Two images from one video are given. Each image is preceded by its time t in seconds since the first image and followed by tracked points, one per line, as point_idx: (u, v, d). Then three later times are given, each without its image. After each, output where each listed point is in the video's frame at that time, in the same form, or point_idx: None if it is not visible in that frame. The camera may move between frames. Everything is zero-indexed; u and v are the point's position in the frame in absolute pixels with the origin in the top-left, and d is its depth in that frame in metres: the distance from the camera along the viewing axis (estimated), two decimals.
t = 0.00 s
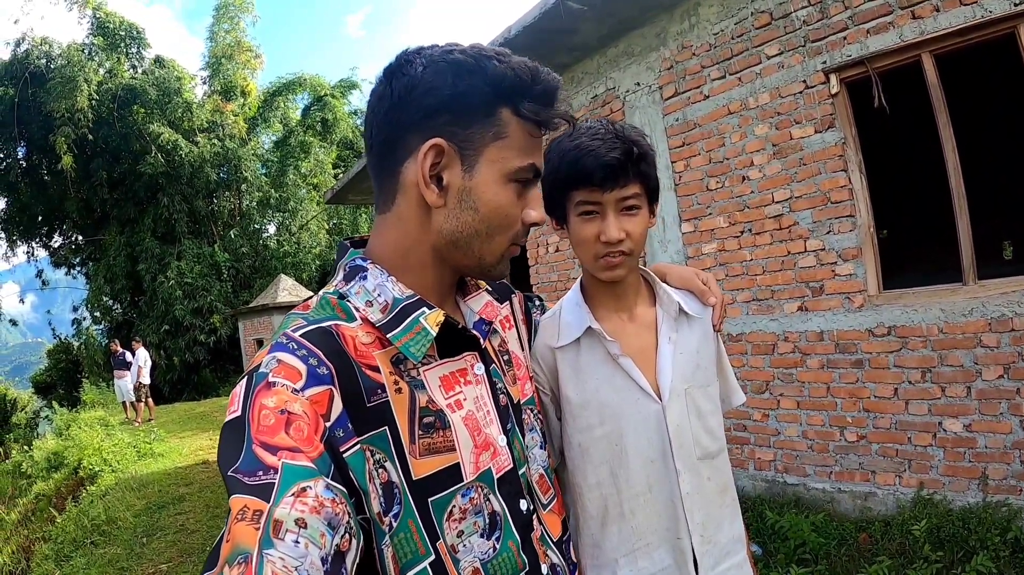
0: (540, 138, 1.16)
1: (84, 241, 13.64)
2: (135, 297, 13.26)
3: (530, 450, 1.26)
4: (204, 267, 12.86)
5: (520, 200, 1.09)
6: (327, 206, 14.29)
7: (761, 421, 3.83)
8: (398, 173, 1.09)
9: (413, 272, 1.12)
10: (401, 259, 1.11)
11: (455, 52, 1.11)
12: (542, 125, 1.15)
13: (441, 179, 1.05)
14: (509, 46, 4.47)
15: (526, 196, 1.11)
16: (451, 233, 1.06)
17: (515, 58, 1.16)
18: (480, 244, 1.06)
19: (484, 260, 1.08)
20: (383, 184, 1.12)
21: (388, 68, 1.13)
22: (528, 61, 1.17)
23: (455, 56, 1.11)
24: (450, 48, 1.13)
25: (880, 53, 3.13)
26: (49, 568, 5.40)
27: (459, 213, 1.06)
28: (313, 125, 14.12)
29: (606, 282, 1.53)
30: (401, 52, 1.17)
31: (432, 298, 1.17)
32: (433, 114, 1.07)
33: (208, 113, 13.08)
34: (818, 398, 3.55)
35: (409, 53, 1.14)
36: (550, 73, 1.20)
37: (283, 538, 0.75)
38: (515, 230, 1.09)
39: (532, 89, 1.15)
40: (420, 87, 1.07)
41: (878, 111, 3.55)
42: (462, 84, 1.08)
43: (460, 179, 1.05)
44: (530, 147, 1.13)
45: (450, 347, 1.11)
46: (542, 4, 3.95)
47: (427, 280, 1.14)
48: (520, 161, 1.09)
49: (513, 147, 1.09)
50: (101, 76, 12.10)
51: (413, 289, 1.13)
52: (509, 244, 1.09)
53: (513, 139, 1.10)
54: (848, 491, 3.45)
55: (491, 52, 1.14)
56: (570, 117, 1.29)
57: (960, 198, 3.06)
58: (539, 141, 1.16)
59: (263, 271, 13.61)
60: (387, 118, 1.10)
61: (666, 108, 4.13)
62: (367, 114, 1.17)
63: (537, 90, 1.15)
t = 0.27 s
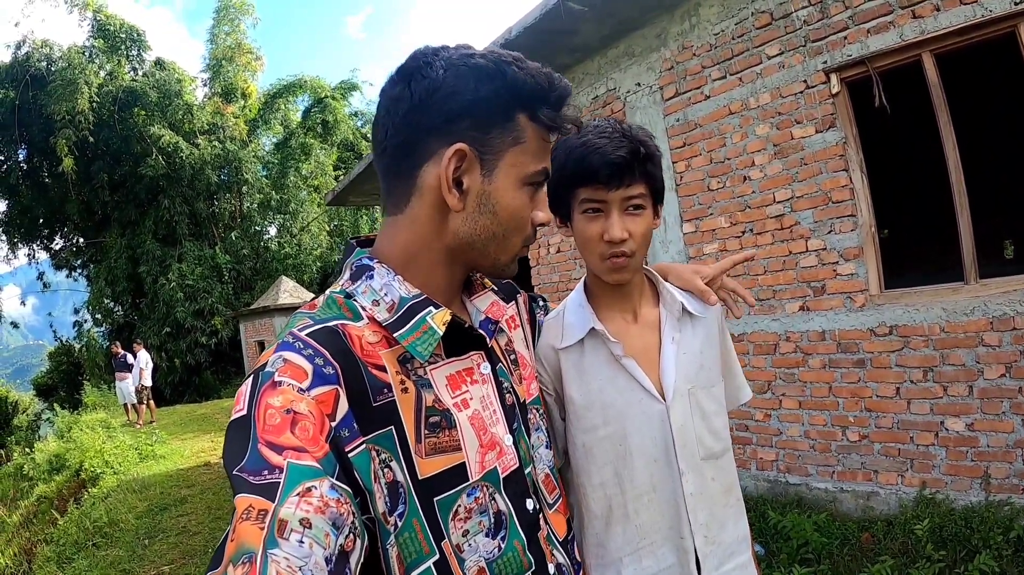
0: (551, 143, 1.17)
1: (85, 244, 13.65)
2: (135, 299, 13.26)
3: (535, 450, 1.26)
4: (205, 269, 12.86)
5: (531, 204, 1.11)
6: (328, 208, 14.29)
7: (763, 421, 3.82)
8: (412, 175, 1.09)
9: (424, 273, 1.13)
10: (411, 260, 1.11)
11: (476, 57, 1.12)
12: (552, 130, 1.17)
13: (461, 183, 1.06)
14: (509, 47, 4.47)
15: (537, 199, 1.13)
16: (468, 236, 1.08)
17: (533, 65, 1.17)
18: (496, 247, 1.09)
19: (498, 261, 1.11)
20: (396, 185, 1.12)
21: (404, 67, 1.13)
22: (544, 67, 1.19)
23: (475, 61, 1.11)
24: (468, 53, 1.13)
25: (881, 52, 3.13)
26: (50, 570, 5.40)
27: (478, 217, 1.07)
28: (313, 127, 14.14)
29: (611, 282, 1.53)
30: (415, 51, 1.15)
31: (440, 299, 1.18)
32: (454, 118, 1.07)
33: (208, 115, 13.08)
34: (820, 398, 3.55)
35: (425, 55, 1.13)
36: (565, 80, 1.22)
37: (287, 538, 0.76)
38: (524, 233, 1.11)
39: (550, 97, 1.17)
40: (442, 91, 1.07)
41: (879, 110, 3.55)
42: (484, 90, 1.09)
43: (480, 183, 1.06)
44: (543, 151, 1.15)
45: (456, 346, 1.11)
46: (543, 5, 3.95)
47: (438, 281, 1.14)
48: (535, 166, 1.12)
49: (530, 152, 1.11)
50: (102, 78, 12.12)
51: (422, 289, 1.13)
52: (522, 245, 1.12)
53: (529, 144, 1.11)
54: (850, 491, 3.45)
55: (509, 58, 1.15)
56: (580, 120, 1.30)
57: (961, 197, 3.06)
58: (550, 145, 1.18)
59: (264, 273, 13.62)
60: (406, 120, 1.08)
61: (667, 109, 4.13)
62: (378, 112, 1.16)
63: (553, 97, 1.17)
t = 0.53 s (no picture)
0: (554, 148, 1.18)
1: (87, 247, 13.68)
2: (138, 301, 13.29)
3: (535, 452, 1.26)
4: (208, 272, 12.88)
5: (533, 208, 1.12)
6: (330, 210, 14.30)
7: (766, 422, 3.82)
8: (417, 177, 1.09)
9: (425, 274, 1.13)
10: (412, 262, 1.12)
11: (483, 61, 1.13)
12: (555, 135, 1.17)
13: (465, 186, 1.06)
14: (511, 48, 4.47)
15: (538, 204, 1.14)
16: (469, 239, 1.08)
17: (538, 70, 1.18)
18: (497, 250, 1.09)
19: (498, 264, 1.11)
20: (400, 186, 1.12)
21: (411, 69, 1.13)
22: (549, 74, 1.20)
23: (483, 65, 1.12)
24: (476, 57, 1.14)
25: (881, 52, 3.13)
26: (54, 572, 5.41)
27: (480, 220, 1.07)
28: (315, 129, 14.15)
29: (612, 283, 1.53)
30: (422, 54, 1.16)
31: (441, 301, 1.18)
32: (460, 122, 1.08)
33: (210, 118, 13.10)
34: (823, 398, 3.54)
35: (434, 57, 1.13)
36: (569, 87, 1.23)
37: (289, 540, 0.76)
38: (526, 237, 1.12)
39: (555, 102, 1.18)
40: (450, 94, 1.08)
41: (880, 110, 3.54)
42: (491, 94, 1.09)
43: (483, 186, 1.06)
44: (546, 156, 1.15)
45: (456, 348, 1.11)
46: (544, 6, 3.96)
47: (439, 283, 1.14)
48: (539, 171, 1.13)
49: (534, 157, 1.12)
50: (104, 82, 12.15)
51: (423, 291, 1.13)
52: (522, 250, 1.12)
53: (534, 149, 1.12)
54: (853, 491, 3.44)
55: (516, 63, 1.16)
56: (582, 126, 1.31)
57: (963, 196, 3.05)
58: (552, 151, 1.18)
59: (267, 276, 13.64)
60: (413, 122, 1.09)
61: (668, 110, 4.13)
62: (383, 113, 1.16)
63: (558, 103, 1.18)
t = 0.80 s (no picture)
0: (554, 150, 1.18)
1: (91, 250, 13.72)
2: (142, 304, 13.33)
3: (534, 451, 1.26)
4: (211, 274, 12.91)
5: (532, 209, 1.12)
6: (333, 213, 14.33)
7: (769, 422, 3.81)
8: (416, 177, 1.09)
9: (423, 274, 1.13)
10: (411, 261, 1.12)
11: (484, 61, 1.13)
12: (556, 137, 1.18)
13: (465, 185, 1.06)
14: (512, 49, 4.48)
15: (537, 205, 1.14)
16: (467, 239, 1.08)
17: (538, 72, 1.18)
18: (495, 250, 1.09)
19: (496, 265, 1.12)
20: (399, 185, 1.12)
21: (412, 68, 1.13)
22: (549, 75, 1.20)
23: (483, 65, 1.12)
24: (476, 57, 1.14)
25: (882, 50, 3.13)
26: None
27: (479, 220, 1.07)
28: (318, 132, 14.18)
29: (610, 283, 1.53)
30: (422, 53, 1.16)
31: (439, 301, 1.17)
32: (460, 122, 1.08)
33: (213, 121, 13.14)
34: (826, 398, 3.53)
35: (434, 58, 1.13)
36: (569, 88, 1.23)
37: (287, 540, 0.76)
38: (523, 237, 1.12)
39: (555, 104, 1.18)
40: (451, 94, 1.08)
41: (881, 109, 3.53)
42: (492, 95, 1.10)
43: (483, 186, 1.06)
44: (545, 157, 1.16)
45: (454, 346, 1.11)
46: (545, 7, 3.96)
47: (437, 283, 1.14)
48: (539, 172, 1.13)
49: (534, 158, 1.12)
50: (106, 85, 12.20)
51: (421, 291, 1.13)
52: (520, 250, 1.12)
53: (534, 150, 1.12)
54: (856, 491, 3.43)
55: (516, 65, 1.16)
56: (582, 127, 1.31)
57: (966, 194, 3.04)
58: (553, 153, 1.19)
59: (270, 278, 13.66)
60: (413, 121, 1.09)
61: (670, 110, 4.13)
62: (383, 112, 1.16)
63: (559, 105, 1.18)
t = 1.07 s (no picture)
0: (554, 153, 1.19)
1: (94, 255, 13.76)
2: (145, 308, 13.37)
3: (534, 452, 1.26)
4: (215, 278, 12.94)
5: (531, 212, 1.12)
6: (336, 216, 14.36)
7: (772, 421, 3.81)
8: (417, 178, 1.10)
9: (423, 274, 1.13)
10: (411, 262, 1.12)
11: (488, 65, 1.13)
12: (556, 141, 1.18)
13: (466, 187, 1.06)
14: (513, 51, 4.48)
15: (536, 208, 1.14)
16: (468, 241, 1.08)
17: (541, 77, 1.19)
18: (495, 253, 1.09)
19: (496, 267, 1.12)
20: (400, 186, 1.12)
21: (416, 70, 1.14)
22: (551, 81, 1.21)
23: (488, 68, 1.13)
24: (480, 60, 1.14)
25: (882, 49, 3.13)
26: None
27: (479, 222, 1.07)
28: (320, 135, 14.22)
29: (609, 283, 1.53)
30: (427, 55, 1.17)
31: (439, 302, 1.17)
32: (462, 124, 1.08)
33: (216, 125, 13.18)
34: (829, 397, 3.53)
35: (439, 60, 1.14)
36: (571, 94, 1.24)
37: (286, 540, 0.76)
38: (523, 241, 1.12)
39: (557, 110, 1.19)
40: (454, 96, 1.09)
41: (882, 107, 3.53)
42: (495, 97, 1.10)
43: (484, 188, 1.07)
44: (545, 160, 1.16)
45: (453, 348, 1.12)
46: (545, 9, 3.96)
47: (437, 284, 1.15)
48: (538, 175, 1.13)
49: (534, 161, 1.12)
50: (109, 90, 12.23)
51: (421, 292, 1.13)
52: (519, 253, 1.13)
53: (533, 153, 1.12)
54: (861, 490, 3.42)
55: (520, 69, 1.17)
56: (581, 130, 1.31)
57: (967, 192, 3.04)
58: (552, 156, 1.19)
59: (274, 281, 13.68)
60: (416, 122, 1.09)
61: (670, 110, 4.13)
62: (386, 113, 1.16)
63: (560, 110, 1.19)
